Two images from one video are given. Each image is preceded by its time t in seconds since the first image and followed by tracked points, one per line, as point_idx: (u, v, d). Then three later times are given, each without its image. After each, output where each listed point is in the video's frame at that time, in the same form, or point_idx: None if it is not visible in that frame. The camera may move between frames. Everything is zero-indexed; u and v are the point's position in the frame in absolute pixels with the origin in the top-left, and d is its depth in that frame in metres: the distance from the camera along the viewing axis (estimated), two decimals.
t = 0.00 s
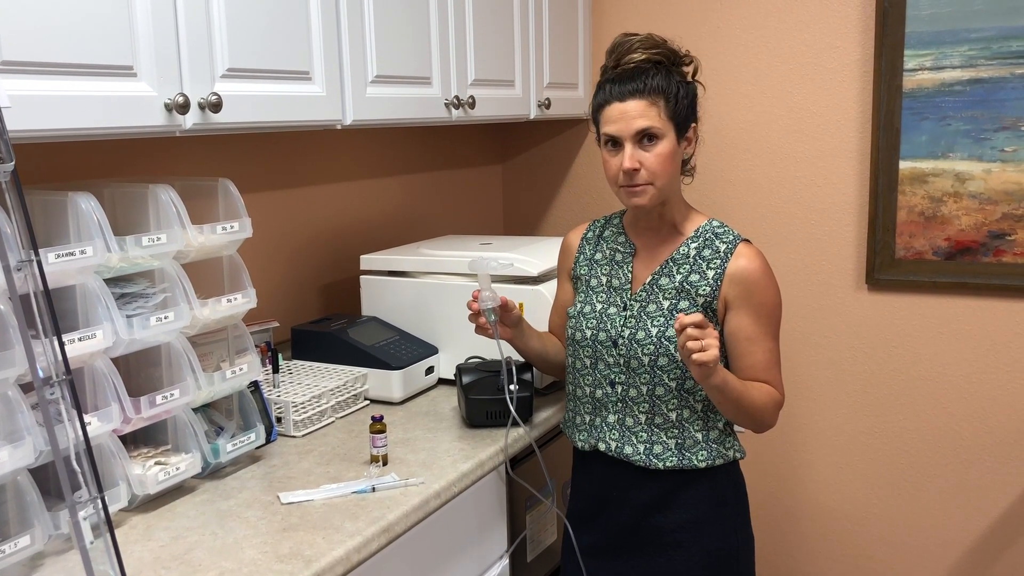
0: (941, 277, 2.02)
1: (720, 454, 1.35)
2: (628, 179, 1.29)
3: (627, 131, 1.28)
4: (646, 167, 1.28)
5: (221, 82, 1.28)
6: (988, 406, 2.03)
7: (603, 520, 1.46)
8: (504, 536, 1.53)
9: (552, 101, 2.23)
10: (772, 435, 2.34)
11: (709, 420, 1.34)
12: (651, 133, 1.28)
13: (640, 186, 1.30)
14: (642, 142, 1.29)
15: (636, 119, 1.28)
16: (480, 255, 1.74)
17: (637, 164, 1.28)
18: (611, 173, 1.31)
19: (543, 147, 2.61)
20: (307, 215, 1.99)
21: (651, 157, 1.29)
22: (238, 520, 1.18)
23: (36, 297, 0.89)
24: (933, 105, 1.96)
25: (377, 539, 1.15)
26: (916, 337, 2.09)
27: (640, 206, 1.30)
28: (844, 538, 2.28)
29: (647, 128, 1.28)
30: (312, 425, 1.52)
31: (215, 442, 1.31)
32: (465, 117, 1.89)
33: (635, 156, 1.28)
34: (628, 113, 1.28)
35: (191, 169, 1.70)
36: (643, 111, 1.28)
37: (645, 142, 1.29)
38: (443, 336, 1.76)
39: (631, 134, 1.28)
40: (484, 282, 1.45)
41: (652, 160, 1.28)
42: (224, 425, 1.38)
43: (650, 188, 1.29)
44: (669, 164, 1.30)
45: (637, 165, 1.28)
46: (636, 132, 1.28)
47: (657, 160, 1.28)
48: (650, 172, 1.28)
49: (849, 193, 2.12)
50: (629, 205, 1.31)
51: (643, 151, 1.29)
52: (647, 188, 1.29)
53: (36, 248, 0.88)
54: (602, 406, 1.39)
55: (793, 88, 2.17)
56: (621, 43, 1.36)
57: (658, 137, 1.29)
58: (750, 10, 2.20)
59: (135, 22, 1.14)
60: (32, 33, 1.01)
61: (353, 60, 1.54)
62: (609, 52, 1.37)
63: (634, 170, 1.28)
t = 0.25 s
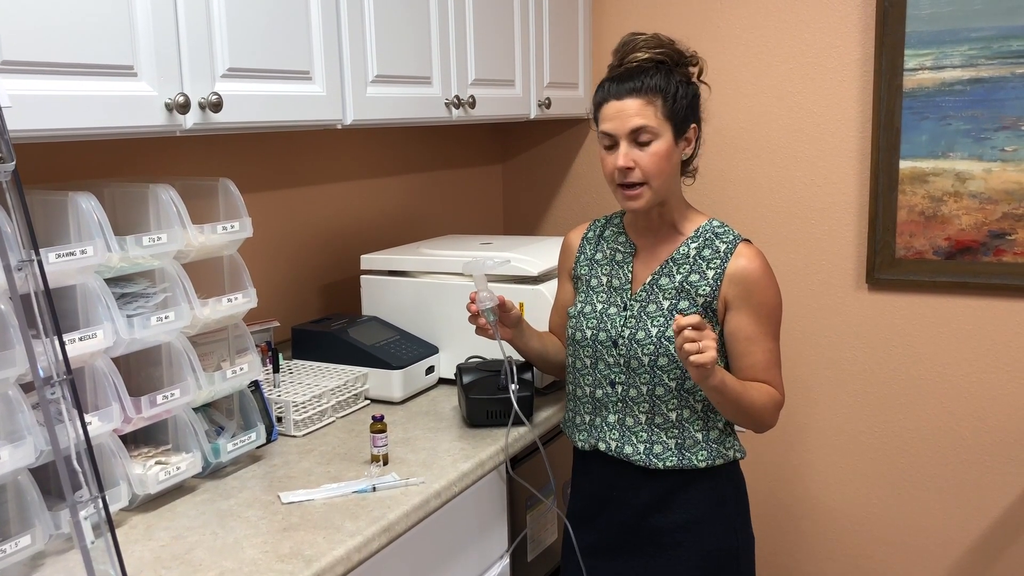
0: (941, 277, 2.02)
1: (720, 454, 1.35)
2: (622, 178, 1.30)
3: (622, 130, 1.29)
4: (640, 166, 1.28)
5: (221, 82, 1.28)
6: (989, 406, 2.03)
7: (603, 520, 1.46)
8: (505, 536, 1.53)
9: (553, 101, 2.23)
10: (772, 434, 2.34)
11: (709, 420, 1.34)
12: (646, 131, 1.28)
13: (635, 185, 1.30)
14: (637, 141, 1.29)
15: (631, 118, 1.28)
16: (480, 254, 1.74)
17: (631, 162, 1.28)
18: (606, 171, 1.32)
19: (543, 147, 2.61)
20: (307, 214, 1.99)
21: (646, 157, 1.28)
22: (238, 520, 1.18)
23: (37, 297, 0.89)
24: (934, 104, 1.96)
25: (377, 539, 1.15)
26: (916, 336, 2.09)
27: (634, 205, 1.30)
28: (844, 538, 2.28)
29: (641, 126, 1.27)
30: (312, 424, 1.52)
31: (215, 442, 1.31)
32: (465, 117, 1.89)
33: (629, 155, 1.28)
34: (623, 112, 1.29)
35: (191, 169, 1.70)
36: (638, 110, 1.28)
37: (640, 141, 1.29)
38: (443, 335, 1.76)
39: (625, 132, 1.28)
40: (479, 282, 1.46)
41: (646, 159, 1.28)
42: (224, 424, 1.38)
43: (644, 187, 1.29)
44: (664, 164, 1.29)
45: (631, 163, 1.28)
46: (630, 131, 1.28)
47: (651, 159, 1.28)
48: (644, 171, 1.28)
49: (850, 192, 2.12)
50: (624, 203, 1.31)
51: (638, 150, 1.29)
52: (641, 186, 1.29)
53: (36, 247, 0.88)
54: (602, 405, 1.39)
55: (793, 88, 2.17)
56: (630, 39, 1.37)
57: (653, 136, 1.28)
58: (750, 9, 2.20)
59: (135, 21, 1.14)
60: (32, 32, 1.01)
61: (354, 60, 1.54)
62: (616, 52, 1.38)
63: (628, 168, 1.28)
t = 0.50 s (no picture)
0: (941, 276, 2.02)
1: (719, 455, 1.35)
2: (603, 179, 1.32)
3: (603, 132, 1.31)
4: (618, 168, 1.30)
5: (221, 82, 1.28)
6: (989, 405, 2.03)
7: (602, 519, 1.46)
8: (504, 536, 1.53)
9: (552, 101, 2.23)
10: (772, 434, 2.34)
11: (709, 421, 1.34)
12: (625, 134, 1.29)
13: (615, 186, 1.32)
14: (618, 143, 1.30)
15: (611, 121, 1.30)
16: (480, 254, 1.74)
17: (608, 164, 1.30)
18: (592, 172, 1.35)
19: (543, 146, 2.61)
20: (307, 214, 1.99)
21: (624, 159, 1.29)
22: (238, 519, 1.18)
23: (36, 297, 0.89)
24: (934, 104, 1.96)
25: (377, 538, 1.15)
26: (916, 336, 2.09)
27: (614, 206, 1.33)
28: (845, 538, 2.28)
29: (620, 129, 1.29)
30: (312, 424, 1.52)
31: (215, 442, 1.31)
32: (465, 117, 1.89)
33: (608, 157, 1.31)
34: (605, 114, 1.31)
35: (191, 169, 1.71)
36: (619, 113, 1.29)
37: (621, 144, 1.30)
38: (443, 335, 1.76)
39: (606, 135, 1.31)
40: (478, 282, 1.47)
41: (624, 161, 1.29)
42: (224, 424, 1.38)
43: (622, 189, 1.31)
44: (644, 167, 1.29)
45: (609, 166, 1.30)
46: (611, 133, 1.30)
47: (630, 162, 1.29)
48: (621, 173, 1.30)
49: (850, 192, 2.12)
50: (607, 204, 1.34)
51: (618, 152, 1.30)
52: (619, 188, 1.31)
53: (36, 247, 0.88)
54: (602, 405, 1.39)
55: (793, 87, 2.17)
56: (649, 36, 1.37)
57: (633, 139, 1.29)
58: (750, 9, 2.20)
59: (135, 21, 1.14)
60: (31, 32, 1.01)
61: (353, 59, 1.54)
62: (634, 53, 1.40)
63: (606, 170, 1.31)
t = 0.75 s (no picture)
0: (940, 276, 2.02)
1: (719, 455, 1.35)
2: (604, 177, 1.32)
3: (606, 130, 1.31)
4: (619, 166, 1.30)
5: (221, 82, 1.28)
6: (988, 405, 2.03)
7: (602, 519, 1.46)
8: (504, 536, 1.53)
9: (552, 101, 2.23)
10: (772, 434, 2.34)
11: (709, 422, 1.34)
12: (627, 133, 1.29)
13: (616, 185, 1.32)
14: (620, 142, 1.30)
15: (614, 119, 1.30)
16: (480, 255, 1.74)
17: (610, 163, 1.30)
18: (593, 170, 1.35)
19: (543, 146, 2.61)
20: (307, 214, 1.99)
21: (626, 158, 1.29)
22: (238, 520, 1.18)
23: (37, 298, 0.89)
24: (934, 104, 1.96)
25: (377, 539, 1.15)
26: (916, 336, 2.09)
27: (615, 204, 1.32)
28: (845, 537, 2.28)
29: (622, 128, 1.29)
30: (312, 425, 1.52)
31: (215, 442, 1.31)
32: (465, 117, 1.89)
33: (610, 155, 1.31)
34: (608, 113, 1.31)
35: (191, 169, 1.70)
36: (622, 112, 1.29)
37: (622, 142, 1.30)
38: (443, 335, 1.76)
39: (609, 134, 1.31)
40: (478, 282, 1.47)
41: (626, 160, 1.29)
42: (224, 424, 1.38)
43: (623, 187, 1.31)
44: (645, 166, 1.29)
45: (611, 164, 1.30)
46: (613, 132, 1.30)
47: (631, 160, 1.29)
48: (622, 171, 1.30)
49: (849, 192, 2.12)
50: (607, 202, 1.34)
51: (620, 151, 1.30)
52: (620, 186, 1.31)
53: (36, 248, 0.88)
54: (603, 405, 1.39)
55: (793, 87, 2.17)
56: (654, 36, 1.37)
57: (635, 138, 1.29)
58: (750, 9, 2.20)
59: (135, 21, 1.14)
60: (31, 32, 1.01)
61: (353, 60, 1.54)
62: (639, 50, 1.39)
63: (607, 168, 1.31)
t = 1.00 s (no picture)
0: (941, 276, 2.01)
1: (721, 452, 1.35)
2: (634, 171, 1.29)
3: (642, 124, 1.28)
4: (656, 162, 1.28)
5: (221, 82, 1.28)
6: (988, 405, 2.03)
7: (603, 519, 1.45)
8: (504, 536, 1.53)
9: (552, 101, 2.23)
10: (773, 434, 2.34)
11: (711, 417, 1.35)
12: (664, 129, 1.28)
13: (647, 179, 1.29)
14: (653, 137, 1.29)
15: (651, 115, 1.28)
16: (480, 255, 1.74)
17: (646, 157, 1.28)
18: (617, 162, 1.30)
19: (543, 146, 2.61)
20: (307, 214, 1.99)
21: (661, 153, 1.28)
22: (238, 520, 1.18)
23: (36, 298, 0.89)
24: (934, 104, 1.96)
25: (377, 538, 1.15)
26: (916, 336, 2.09)
27: (642, 199, 1.30)
28: (845, 537, 2.28)
29: (659, 123, 1.28)
30: (312, 425, 1.52)
31: (215, 442, 1.31)
32: (465, 117, 1.89)
33: (646, 150, 1.28)
34: (642, 107, 1.28)
35: (190, 169, 1.71)
36: (660, 108, 1.28)
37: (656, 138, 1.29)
38: (443, 335, 1.76)
39: (645, 128, 1.28)
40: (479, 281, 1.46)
41: (662, 155, 1.28)
42: (224, 424, 1.38)
43: (656, 183, 1.29)
44: (677, 163, 1.30)
45: (647, 158, 1.28)
46: (649, 126, 1.28)
47: (666, 157, 1.28)
48: (658, 167, 1.28)
49: (849, 191, 2.12)
50: (632, 197, 1.30)
51: (654, 146, 1.28)
52: (653, 181, 1.29)
53: (36, 248, 0.88)
54: (605, 404, 1.39)
55: (793, 86, 2.17)
56: (635, 43, 1.34)
57: (671, 136, 1.29)
58: (750, 8, 2.20)
59: (134, 21, 1.14)
60: (31, 32, 1.01)
61: (353, 60, 1.54)
62: (627, 49, 1.36)
63: (643, 162, 1.28)
